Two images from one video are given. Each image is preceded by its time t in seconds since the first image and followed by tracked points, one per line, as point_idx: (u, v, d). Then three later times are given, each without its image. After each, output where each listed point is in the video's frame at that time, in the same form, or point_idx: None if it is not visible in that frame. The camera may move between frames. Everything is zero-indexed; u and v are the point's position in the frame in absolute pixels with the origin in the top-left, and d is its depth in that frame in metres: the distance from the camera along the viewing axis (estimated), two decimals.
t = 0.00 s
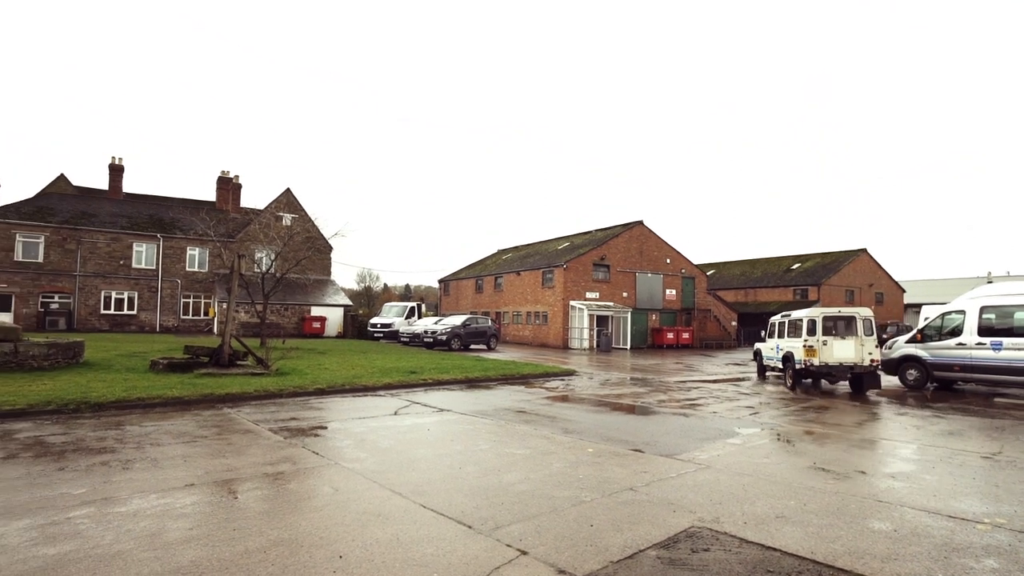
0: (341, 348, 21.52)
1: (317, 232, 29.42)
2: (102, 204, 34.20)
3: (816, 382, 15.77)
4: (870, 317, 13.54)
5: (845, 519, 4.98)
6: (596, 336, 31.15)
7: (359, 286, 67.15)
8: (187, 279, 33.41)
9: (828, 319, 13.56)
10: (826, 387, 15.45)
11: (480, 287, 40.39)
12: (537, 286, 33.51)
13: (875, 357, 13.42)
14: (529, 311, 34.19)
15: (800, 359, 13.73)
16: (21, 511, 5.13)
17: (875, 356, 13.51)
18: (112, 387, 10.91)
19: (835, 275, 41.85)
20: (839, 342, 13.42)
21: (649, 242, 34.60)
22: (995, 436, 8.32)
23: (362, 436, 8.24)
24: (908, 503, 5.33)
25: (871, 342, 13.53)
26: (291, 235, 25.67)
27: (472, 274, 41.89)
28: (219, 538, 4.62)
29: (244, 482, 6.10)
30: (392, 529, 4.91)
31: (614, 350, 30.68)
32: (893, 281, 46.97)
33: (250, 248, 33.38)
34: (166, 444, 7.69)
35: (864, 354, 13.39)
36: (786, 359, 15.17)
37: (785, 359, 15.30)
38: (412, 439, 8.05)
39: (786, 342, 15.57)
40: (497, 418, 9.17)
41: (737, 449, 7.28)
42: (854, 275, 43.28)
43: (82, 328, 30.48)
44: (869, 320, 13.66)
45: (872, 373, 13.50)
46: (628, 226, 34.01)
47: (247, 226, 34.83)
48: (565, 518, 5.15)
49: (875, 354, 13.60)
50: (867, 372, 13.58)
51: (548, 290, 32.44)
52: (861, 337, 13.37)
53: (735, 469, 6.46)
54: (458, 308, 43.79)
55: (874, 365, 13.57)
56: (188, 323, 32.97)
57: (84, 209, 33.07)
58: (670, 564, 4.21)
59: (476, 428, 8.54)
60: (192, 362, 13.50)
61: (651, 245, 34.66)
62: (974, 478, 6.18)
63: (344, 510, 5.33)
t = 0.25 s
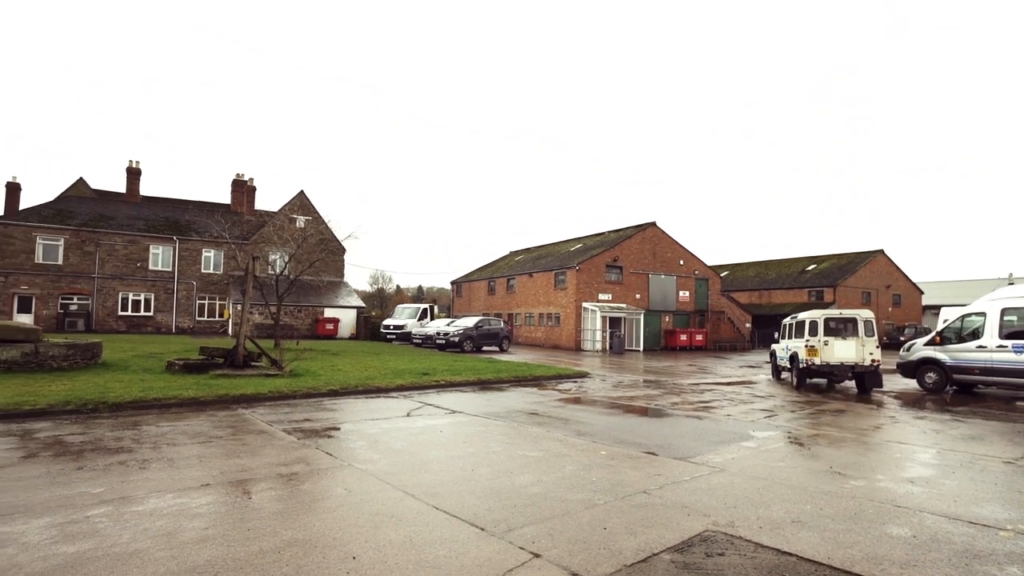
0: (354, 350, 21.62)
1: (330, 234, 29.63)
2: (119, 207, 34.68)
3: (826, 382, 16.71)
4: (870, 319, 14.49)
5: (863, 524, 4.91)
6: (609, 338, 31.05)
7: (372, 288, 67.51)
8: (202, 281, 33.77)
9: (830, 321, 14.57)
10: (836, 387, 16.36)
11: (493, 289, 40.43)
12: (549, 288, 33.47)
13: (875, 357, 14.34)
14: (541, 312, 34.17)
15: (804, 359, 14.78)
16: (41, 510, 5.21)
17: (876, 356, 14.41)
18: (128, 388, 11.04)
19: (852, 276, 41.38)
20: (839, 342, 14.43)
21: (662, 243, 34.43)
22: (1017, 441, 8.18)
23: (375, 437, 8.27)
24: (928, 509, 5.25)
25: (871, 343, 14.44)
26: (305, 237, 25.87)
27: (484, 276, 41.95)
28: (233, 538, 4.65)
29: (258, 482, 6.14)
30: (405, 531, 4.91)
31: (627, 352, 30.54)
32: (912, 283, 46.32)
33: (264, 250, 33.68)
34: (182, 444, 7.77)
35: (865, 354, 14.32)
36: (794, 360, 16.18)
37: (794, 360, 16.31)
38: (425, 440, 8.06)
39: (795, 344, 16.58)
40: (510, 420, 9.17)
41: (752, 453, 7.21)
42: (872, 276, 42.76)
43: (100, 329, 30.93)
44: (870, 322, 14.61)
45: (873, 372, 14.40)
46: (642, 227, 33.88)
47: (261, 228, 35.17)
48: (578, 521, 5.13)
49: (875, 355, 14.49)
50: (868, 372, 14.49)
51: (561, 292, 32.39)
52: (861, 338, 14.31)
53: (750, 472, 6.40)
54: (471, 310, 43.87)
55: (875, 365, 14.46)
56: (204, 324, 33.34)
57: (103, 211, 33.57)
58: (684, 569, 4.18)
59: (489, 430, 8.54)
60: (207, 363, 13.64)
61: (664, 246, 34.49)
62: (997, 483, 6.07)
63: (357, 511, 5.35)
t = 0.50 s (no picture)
0: (367, 350, 21.73)
1: (344, 234, 29.80)
2: (137, 208, 35.17)
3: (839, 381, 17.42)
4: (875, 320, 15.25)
5: (882, 527, 4.84)
6: (622, 338, 30.95)
7: (385, 288, 67.83)
8: (218, 281, 34.14)
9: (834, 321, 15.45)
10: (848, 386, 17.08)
11: (505, 289, 40.47)
12: (562, 288, 33.43)
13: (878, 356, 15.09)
14: (554, 312, 34.14)
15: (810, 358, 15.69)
16: (62, 506, 5.30)
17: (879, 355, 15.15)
18: (145, 386, 11.19)
19: (869, 275, 40.88)
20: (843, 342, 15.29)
21: (676, 243, 34.24)
22: None
23: (389, 436, 8.31)
24: (948, 512, 5.16)
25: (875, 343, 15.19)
26: (319, 237, 26.07)
27: (497, 276, 42.00)
28: (249, 536, 4.70)
29: (273, 481, 6.20)
30: (419, 530, 4.93)
31: (640, 352, 30.42)
32: (931, 283, 45.65)
33: (279, 251, 33.99)
34: (198, 442, 7.85)
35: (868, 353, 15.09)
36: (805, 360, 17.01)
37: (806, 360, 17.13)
38: (438, 440, 8.09)
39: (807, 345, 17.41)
40: (523, 420, 9.17)
41: (767, 454, 7.14)
42: (890, 276, 42.19)
43: (118, 328, 31.41)
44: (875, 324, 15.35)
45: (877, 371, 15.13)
46: (655, 227, 33.73)
47: (276, 228, 35.50)
48: (591, 521, 5.11)
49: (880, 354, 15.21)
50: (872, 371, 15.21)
51: (574, 292, 32.32)
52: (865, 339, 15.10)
53: (765, 474, 6.34)
54: (483, 310, 43.94)
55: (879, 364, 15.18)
56: (220, 324, 33.72)
57: (121, 212, 34.06)
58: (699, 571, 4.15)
59: (501, 430, 8.54)
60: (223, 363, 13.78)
61: (678, 246, 34.29)
62: (1019, 488, 5.95)
63: (371, 510, 5.38)
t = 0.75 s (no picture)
0: (379, 351, 21.80)
1: (355, 236, 29.95)
2: (152, 211, 35.58)
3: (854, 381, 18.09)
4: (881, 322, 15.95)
5: (898, 532, 4.78)
6: (633, 339, 30.83)
7: (397, 290, 68.10)
8: (231, 283, 34.45)
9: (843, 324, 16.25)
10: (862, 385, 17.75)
11: (516, 290, 40.47)
12: (573, 289, 33.37)
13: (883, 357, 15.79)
14: (565, 314, 34.09)
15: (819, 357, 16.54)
16: (79, 505, 5.37)
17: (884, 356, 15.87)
18: (160, 387, 11.31)
19: (884, 276, 40.41)
20: (849, 343, 16.08)
21: (688, 244, 34.06)
22: None
23: (401, 437, 8.34)
24: (967, 517, 5.09)
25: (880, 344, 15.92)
26: (331, 239, 26.22)
27: (508, 277, 42.02)
28: (262, 536, 4.72)
29: (286, 481, 6.24)
30: (431, 531, 4.94)
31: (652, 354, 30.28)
32: (948, 283, 45.03)
33: (292, 253, 34.23)
34: (212, 442, 7.93)
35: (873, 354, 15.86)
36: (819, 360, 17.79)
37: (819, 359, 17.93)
38: (450, 441, 8.10)
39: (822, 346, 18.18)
40: (534, 422, 9.17)
41: (781, 457, 7.08)
42: (905, 277, 41.68)
43: (134, 329, 31.79)
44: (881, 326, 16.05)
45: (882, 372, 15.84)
46: (667, 228, 33.59)
47: (289, 230, 35.77)
48: (604, 523, 5.10)
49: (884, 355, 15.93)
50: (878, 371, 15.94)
51: (585, 293, 32.25)
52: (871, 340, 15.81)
53: (779, 476, 6.29)
54: (494, 311, 43.97)
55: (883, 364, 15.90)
56: (233, 326, 34.03)
57: (136, 215, 34.48)
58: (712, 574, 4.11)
59: (513, 432, 8.54)
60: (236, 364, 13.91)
61: (690, 247, 34.11)
62: None
63: (382, 511, 5.39)
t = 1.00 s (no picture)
0: (389, 350, 21.86)
1: (365, 235, 30.08)
2: (164, 211, 35.90)
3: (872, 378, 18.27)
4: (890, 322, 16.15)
5: (913, 533, 4.73)
6: (643, 339, 30.74)
7: (406, 289, 68.31)
8: (242, 282, 34.70)
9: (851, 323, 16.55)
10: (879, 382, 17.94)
11: (526, 289, 40.46)
12: (583, 288, 33.32)
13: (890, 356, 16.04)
14: (575, 313, 34.04)
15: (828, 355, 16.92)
16: (94, 501, 5.44)
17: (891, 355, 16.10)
18: (172, 385, 11.42)
19: (897, 275, 40.01)
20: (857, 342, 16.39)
21: (698, 243, 33.89)
22: None
23: (410, 436, 8.36)
24: (983, 519, 5.02)
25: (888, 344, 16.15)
26: (341, 239, 26.33)
27: (517, 276, 42.01)
28: (273, 534, 4.76)
29: (297, 479, 6.28)
30: (441, 529, 4.94)
31: (662, 353, 30.17)
32: (962, 282, 44.51)
33: (301, 252, 34.42)
34: (225, 440, 8.00)
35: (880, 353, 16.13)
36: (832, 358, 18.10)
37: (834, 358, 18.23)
38: (460, 440, 8.12)
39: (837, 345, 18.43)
40: (543, 421, 9.16)
41: (792, 457, 7.03)
42: (919, 275, 41.24)
43: (146, 328, 32.11)
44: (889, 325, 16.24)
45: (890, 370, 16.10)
46: (677, 226, 33.44)
47: (299, 230, 35.97)
48: (614, 522, 5.09)
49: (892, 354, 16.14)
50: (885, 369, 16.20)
51: (594, 292, 32.18)
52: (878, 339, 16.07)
53: (791, 477, 6.24)
54: (504, 311, 44.00)
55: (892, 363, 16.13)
56: (243, 324, 34.29)
57: (148, 215, 34.81)
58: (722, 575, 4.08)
59: (522, 431, 8.54)
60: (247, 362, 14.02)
61: (700, 246, 33.94)
62: None
63: (392, 510, 5.41)
